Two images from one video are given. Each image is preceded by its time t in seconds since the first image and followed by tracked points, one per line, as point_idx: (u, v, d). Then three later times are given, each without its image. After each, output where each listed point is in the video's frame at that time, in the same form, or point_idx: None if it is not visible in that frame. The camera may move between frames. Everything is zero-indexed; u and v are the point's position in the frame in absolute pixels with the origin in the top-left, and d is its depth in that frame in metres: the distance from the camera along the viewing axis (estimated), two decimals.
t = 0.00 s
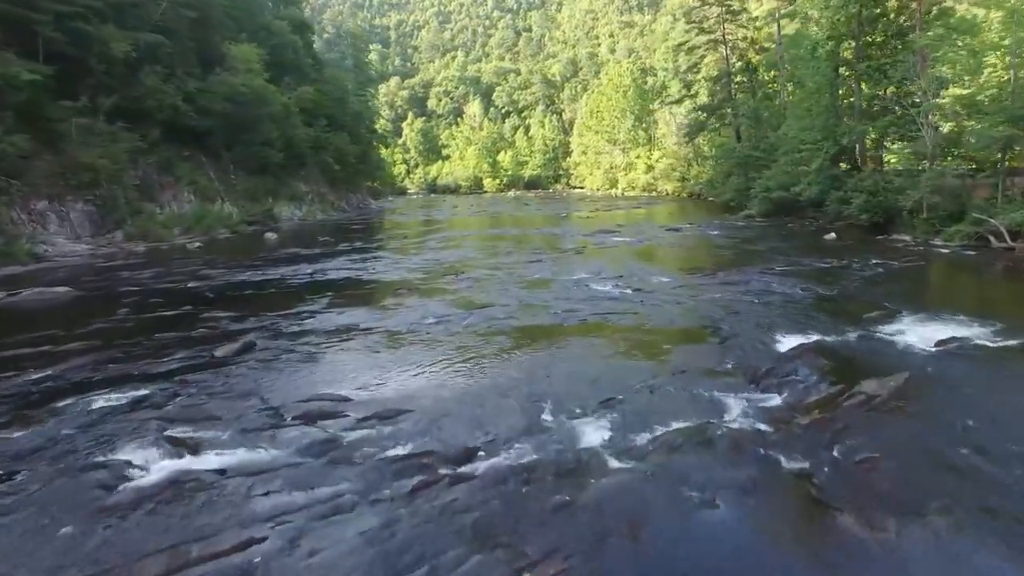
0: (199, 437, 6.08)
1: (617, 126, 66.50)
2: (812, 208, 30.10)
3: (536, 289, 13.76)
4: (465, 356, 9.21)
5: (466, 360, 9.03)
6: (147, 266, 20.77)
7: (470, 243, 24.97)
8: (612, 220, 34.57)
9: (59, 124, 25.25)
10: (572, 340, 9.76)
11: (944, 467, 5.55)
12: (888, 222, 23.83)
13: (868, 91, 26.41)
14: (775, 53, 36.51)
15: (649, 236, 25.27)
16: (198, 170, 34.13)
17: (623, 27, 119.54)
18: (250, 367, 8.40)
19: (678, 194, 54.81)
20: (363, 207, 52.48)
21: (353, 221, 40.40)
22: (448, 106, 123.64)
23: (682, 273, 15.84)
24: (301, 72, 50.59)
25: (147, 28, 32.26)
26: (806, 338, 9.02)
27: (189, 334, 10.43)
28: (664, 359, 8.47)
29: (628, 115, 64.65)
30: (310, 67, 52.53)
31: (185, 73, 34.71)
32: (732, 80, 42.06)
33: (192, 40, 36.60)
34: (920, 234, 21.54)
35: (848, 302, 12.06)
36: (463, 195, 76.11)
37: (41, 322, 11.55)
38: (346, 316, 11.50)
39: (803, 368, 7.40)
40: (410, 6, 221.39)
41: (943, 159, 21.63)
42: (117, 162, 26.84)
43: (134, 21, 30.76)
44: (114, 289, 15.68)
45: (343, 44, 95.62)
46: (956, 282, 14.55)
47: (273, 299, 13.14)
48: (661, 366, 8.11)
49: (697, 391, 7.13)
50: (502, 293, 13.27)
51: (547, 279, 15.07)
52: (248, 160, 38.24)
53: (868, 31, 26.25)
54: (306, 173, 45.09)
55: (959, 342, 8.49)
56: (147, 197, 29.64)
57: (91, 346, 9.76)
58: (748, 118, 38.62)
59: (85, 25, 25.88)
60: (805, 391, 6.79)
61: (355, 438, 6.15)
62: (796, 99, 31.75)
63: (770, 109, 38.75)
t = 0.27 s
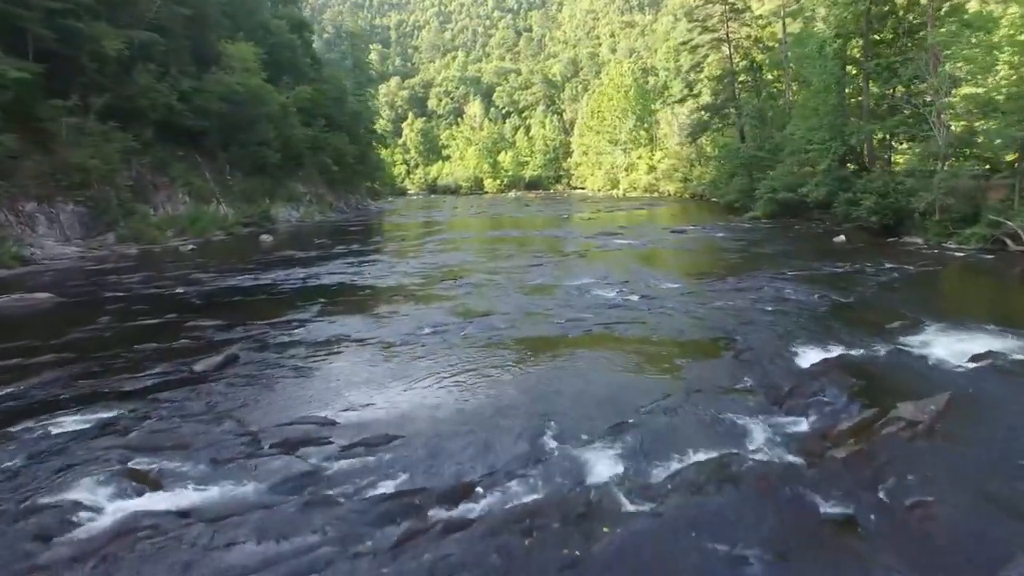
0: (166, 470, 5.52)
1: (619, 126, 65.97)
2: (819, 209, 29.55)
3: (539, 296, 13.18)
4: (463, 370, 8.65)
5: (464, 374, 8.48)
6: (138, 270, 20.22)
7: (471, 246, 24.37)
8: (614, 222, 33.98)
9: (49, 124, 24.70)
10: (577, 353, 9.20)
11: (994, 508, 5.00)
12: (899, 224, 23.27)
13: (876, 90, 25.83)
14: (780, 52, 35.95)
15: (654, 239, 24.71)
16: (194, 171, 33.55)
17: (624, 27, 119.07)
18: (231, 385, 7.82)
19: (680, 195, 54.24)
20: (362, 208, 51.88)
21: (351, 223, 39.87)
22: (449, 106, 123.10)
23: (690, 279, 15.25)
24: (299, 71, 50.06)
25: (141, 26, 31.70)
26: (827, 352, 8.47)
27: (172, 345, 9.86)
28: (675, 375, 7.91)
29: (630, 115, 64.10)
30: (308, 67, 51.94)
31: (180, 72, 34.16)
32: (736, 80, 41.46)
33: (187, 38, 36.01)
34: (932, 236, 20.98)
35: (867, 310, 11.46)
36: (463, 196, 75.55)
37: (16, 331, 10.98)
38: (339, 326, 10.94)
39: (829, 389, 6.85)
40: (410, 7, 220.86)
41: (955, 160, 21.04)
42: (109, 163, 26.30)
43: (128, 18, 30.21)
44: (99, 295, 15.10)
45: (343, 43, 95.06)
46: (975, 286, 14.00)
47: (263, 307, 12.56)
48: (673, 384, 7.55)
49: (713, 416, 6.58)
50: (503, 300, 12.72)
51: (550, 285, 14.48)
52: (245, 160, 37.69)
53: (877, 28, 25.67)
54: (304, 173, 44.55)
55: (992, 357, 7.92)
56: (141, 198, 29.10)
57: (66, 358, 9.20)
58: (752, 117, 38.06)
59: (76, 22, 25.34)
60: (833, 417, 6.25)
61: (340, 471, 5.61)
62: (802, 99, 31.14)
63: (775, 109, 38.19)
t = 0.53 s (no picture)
0: (123, 512, 5.01)
1: (620, 127, 65.40)
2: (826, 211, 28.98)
3: (540, 303, 12.65)
4: (462, 384, 8.10)
5: (463, 388, 7.93)
6: (127, 273, 19.65)
7: (473, 248, 23.88)
8: (618, 223, 33.43)
9: (39, 124, 24.15)
10: (585, 365, 8.64)
11: None
12: (910, 226, 22.71)
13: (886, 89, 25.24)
14: (785, 50, 35.36)
15: (658, 240, 24.15)
16: (189, 172, 33.00)
17: (626, 27, 118.58)
18: (209, 403, 7.28)
19: (682, 196, 53.65)
20: (361, 209, 51.32)
21: (349, 224, 39.31)
22: (449, 106, 122.53)
23: (699, 284, 14.69)
24: (297, 71, 49.50)
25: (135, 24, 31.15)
26: (852, 367, 7.91)
27: (152, 357, 9.30)
28: (688, 395, 7.35)
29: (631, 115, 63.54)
30: (306, 66, 51.37)
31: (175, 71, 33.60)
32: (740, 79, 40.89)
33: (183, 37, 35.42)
34: (945, 239, 20.41)
35: (886, 318, 10.92)
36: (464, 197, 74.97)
37: None
38: (331, 336, 10.37)
39: (858, 412, 6.32)
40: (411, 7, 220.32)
41: (967, 161, 20.47)
42: (100, 164, 25.74)
43: (121, 16, 29.65)
44: (84, 300, 14.53)
45: (342, 43, 94.49)
46: (995, 291, 13.43)
47: (253, 316, 12.00)
48: (687, 404, 6.99)
49: (732, 442, 6.03)
50: (504, 308, 12.16)
51: (553, 291, 13.92)
52: (241, 161, 37.14)
53: (886, 25, 25.07)
54: (302, 174, 43.99)
55: None
56: (134, 199, 28.56)
57: (37, 371, 8.63)
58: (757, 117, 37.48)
59: (67, 20, 24.79)
60: (864, 447, 5.72)
61: (320, 511, 5.09)
62: (808, 99, 30.58)
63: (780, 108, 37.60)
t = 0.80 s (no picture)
0: (68, 563, 4.46)
1: (622, 127, 64.84)
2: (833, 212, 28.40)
3: (542, 310, 12.08)
4: (460, 401, 7.52)
5: (461, 407, 7.35)
6: (116, 277, 19.08)
7: (473, 251, 23.33)
8: (621, 225, 32.87)
9: (28, 123, 23.58)
10: (592, 380, 8.07)
11: None
12: (921, 229, 22.11)
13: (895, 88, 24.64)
14: (791, 49, 34.77)
15: (663, 243, 23.59)
16: (184, 173, 32.45)
17: (627, 27, 118.07)
18: (182, 425, 6.71)
19: (684, 196, 53.03)
20: (359, 210, 50.78)
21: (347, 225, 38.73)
22: (449, 107, 122.00)
23: (707, 290, 14.13)
24: (296, 70, 48.95)
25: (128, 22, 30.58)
26: (881, 385, 7.32)
27: (128, 371, 8.72)
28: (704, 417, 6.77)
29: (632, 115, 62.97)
30: (305, 66, 50.81)
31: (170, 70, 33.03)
32: (743, 78, 40.32)
33: (178, 36, 34.86)
34: (958, 242, 19.82)
35: (906, 328, 10.35)
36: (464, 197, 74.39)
37: None
38: (320, 348, 9.79)
39: (895, 443, 5.76)
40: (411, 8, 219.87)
41: (981, 161, 19.87)
42: (92, 164, 25.17)
43: (114, 14, 29.08)
44: (67, 306, 13.97)
45: (342, 43, 93.98)
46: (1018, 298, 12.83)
47: (240, 325, 11.43)
48: (704, 428, 6.42)
49: (756, 478, 5.47)
50: (504, 316, 11.58)
51: (555, 298, 13.36)
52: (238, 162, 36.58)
53: (896, 23, 24.47)
54: (299, 174, 43.43)
55: None
56: (127, 200, 27.99)
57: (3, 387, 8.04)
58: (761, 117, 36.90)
59: (57, 17, 24.21)
60: (906, 485, 5.16)
61: (294, 561, 4.53)
62: (815, 98, 30.02)
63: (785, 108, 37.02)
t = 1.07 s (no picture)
0: None
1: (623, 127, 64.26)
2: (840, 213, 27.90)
3: (543, 318, 11.53)
4: (457, 420, 6.98)
5: (457, 426, 6.82)
6: (104, 281, 18.57)
7: (474, 254, 22.79)
8: (623, 227, 32.31)
9: (16, 122, 23.06)
10: (600, 396, 7.53)
11: None
12: (932, 231, 21.58)
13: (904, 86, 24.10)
14: (795, 48, 34.28)
15: (667, 246, 23.07)
16: (178, 173, 31.92)
17: (628, 27, 117.68)
18: (150, 448, 6.18)
19: (685, 197, 52.47)
20: (358, 211, 50.25)
21: (344, 227, 38.23)
22: (449, 107, 121.57)
23: (715, 295, 13.59)
24: (294, 69, 48.46)
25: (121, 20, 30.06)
26: (910, 404, 6.80)
27: (100, 385, 8.18)
28: (721, 441, 6.24)
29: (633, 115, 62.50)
30: (303, 65, 50.32)
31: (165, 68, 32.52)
32: (747, 78, 39.79)
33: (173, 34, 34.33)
34: (969, 245, 19.29)
35: (928, 339, 9.81)
36: (464, 198, 73.89)
37: None
38: (308, 360, 9.25)
39: (934, 479, 5.26)
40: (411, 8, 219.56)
41: (993, 162, 19.32)
42: (82, 164, 24.66)
43: (106, 11, 28.56)
44: (48, 312, 13.45)
45: (341, 42, 93.52)
46: None
47: (225, 334, 10.88)
48: (722, 455, 5.90)
49: (779, 517, 4.95)
50: (504, 325, 11.07)
51: (556, 304, 12.82)
52: (233, 162, 36.08)
53: (906, 20, 23.92)
54: (297, 175, 42.95)
55: None
56: (119, 201, 27.49)
57: None
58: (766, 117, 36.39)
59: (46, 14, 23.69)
60: (952, 532, 4.65)
61: None
62: (821, 98, 29.47)
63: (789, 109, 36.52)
